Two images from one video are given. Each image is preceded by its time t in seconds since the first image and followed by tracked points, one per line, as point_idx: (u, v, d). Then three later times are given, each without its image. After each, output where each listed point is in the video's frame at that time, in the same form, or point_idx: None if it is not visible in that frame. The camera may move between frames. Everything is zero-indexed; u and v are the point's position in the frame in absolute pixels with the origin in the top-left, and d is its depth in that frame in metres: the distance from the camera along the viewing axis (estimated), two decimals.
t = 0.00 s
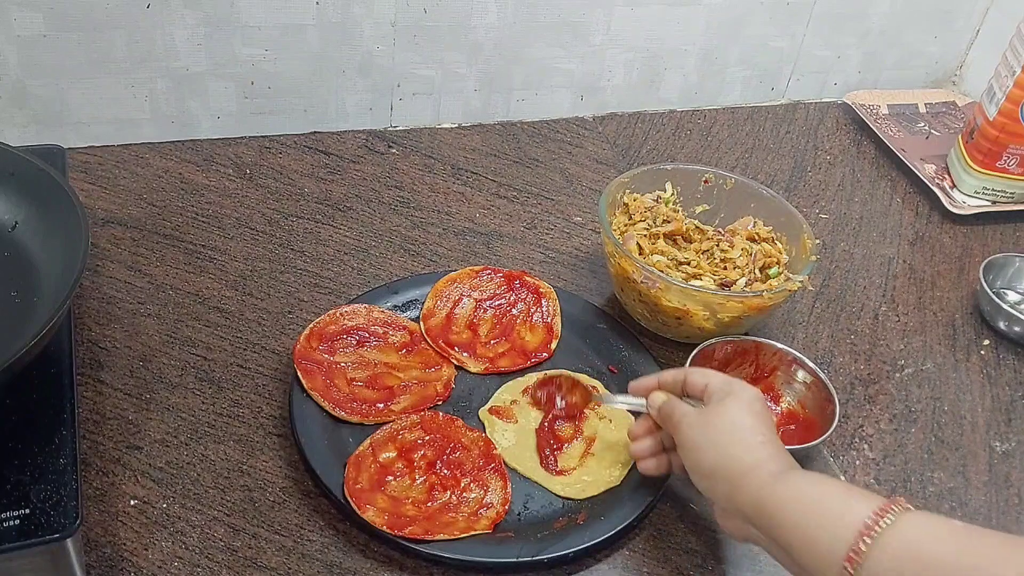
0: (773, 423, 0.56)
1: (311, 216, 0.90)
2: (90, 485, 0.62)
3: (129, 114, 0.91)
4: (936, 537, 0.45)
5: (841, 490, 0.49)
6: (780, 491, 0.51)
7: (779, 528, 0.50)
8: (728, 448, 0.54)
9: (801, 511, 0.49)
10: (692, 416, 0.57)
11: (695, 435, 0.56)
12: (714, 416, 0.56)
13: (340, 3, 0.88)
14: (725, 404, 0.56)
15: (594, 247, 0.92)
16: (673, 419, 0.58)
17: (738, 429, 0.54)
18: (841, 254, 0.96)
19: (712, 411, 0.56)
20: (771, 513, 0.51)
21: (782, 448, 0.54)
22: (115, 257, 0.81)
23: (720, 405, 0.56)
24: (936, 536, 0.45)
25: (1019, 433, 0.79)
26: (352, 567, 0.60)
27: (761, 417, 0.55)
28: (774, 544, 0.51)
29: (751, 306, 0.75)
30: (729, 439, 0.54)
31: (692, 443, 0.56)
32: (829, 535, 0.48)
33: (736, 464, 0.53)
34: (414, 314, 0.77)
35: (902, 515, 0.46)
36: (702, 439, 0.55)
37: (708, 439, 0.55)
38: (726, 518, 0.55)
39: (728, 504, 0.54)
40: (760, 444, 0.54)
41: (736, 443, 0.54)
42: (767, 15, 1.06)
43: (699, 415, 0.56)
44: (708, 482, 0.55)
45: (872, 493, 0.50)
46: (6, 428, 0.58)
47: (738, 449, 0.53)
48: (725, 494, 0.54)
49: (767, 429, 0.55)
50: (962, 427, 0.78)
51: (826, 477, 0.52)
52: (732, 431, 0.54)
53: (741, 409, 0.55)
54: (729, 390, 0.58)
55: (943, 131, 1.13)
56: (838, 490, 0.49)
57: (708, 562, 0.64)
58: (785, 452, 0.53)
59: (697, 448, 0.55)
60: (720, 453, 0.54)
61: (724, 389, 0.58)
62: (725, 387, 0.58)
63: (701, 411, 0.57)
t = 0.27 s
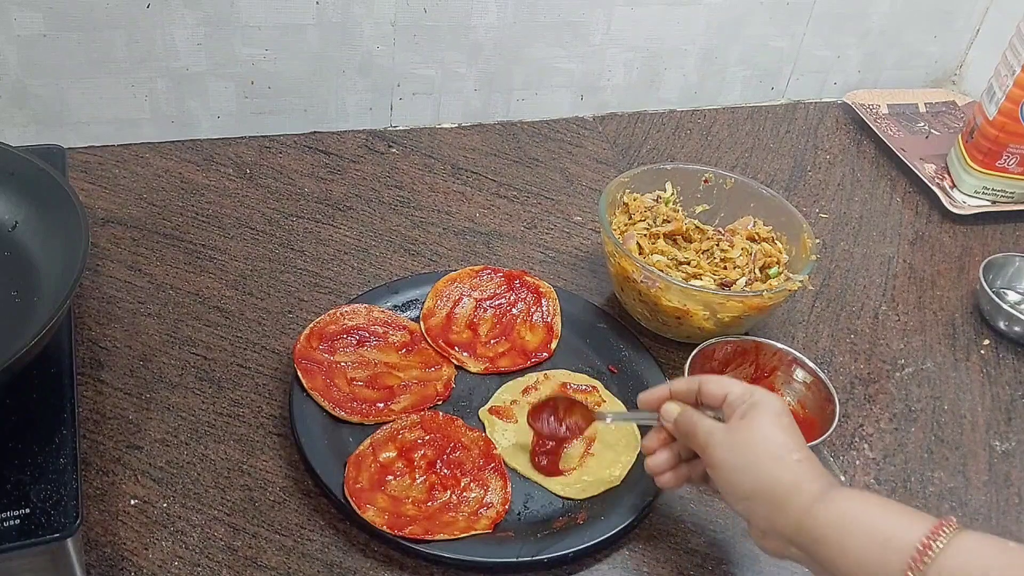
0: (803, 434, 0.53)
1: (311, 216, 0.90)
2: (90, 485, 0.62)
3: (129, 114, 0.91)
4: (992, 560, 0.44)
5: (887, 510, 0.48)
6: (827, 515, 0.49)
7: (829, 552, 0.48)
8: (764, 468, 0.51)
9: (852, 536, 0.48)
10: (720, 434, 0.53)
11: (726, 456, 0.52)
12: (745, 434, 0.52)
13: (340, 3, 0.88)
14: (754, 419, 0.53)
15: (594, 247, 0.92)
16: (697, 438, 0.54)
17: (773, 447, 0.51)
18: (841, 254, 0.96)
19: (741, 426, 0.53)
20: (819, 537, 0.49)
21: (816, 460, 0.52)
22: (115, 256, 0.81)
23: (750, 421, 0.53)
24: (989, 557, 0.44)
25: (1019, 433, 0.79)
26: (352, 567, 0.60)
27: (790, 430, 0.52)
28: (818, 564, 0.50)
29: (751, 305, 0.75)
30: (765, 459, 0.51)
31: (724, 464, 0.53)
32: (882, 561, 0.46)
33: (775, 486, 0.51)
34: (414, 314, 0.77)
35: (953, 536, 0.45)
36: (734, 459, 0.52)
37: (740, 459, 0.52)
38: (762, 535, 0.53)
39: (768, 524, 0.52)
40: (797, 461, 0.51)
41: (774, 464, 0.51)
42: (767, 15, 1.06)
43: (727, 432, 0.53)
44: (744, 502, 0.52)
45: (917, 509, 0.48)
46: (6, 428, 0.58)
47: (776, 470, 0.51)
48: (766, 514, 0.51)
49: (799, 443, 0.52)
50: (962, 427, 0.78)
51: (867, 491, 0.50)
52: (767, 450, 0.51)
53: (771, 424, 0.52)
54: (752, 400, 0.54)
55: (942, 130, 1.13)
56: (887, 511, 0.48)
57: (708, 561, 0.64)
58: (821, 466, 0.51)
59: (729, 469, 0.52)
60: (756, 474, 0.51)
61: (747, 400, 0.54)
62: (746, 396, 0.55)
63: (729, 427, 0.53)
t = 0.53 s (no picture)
0: (811, 436, 0.53)
1: (311, 216, 0.90)
2: (90, 485, 0.62)
3: (129, 114, 0.91)
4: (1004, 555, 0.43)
5: (898, 507, 0.48)
6: (838, 513, 0.48)
7: (843, 551, 0.48)
8: (775, 469, 0.51)
9: (864, 534, 0.47)
10: (730, 440, 0.53)
11: (735, 458, 0.52)
12: (752, 438, 0.52)
13: (340, 3, 0.88)
14: (762, 423, 0.53)
15: (594, 247, 0.92)
16: (705, 445, 0.55)
17: (780, 450, 0.51)
18: (841, 254, 0.96)
19: (749, 431, 0.53)
20: (831, 536, 0.48)
21: (826, 460, 0.52)
22: (115, 257, 0.81)
23: (757, 427, 0.53)
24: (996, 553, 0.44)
25: (1019, 433, 0.79)
26: (352, 567, 0.60)
27: (798, 434, 0.53)
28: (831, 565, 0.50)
29: (752, 305, 0.75)
30: (774, 460, 0.51)
31: (734, 467, 0.52)
32: (894, 558, 0.46)
33: (786, 485, 0.50)
34: (414, 314, 0.77)
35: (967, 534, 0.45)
36: (743, 461, 0.52)
37: (749, 461, 0.52)
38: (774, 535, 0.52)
39: (778, 525, 0.51)
40: (806, 462, 0.51)
41: (782, 465, 0.51)
42: (767, 15, 1.06)
43: (735, 436, 0.53)
44: (753, 504, 0.52)
45: (930, 509, 0.48)
46: (6, 428, 0.58)
47: (785, 470, 0.51)
48: (776, 514, 0.51)
49: (808, 444, 0.52)
50: (962, 427, 0.78)
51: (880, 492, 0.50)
52: (775, 451, 0.51)
53: (778, 428, 0.52)
54: (759, 406, 0.54)
55: (943, 131, 1.13)
56: (898, 508, 0.48)
57: (708, 562, 0.64)
58: (831, 466, 0.51)
59: (738, 471, 0.52)
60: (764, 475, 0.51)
61: (751, 408, 0.54)
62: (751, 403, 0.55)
63: (736, 434, 0.53)
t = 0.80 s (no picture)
0: (834, 441, 0.53)
1: (311, 216, 0.90)
2: (90, 485, 0.62)
3: (129, 114, 0.91)
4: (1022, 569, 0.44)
5: (919, 520, 0.48)
6: (856, 525, 0.49)
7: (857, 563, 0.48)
8: (796, 478, 0.51)
9: (884, 547, 0.48)
10: (749, 442, 0.53)
11: (754, 463, 0.53)
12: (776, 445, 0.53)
13: (340, 3, 0.88)
14: (785, 425, 0.53)
15: (594, 247, 0.92)
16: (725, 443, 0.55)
17: (805, 457, 0.52)
18: (841, 254, 0.96)
19: (772, 433, 0.53)
20: (847, 547, 0.49)
21: (848, 471, 0.52)
22: (116, 256, 0.81)
23: (780, 429, 0.53)
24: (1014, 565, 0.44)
25: (1018, 433, 0.79)
26: (352, 567, 0.60)
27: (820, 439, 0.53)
28: None
29: (751, 305, 0.75)
30: (796, 468, 0.52)
31: (754, 473, 0.53)
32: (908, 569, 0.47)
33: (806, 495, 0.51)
34: (414, 314, 0.77)
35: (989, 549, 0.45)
36: (762, 467, 0.52)
37: (770, 468, 0.52)
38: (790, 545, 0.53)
39: (795, 534, 0.52)
40: (827, 472, 0.51)
41: (804, 472, 0.51)
42: (767, 15, 1.06)
43: (755, 438, 0.53)
44: (770, 511, 0.53)
45: (953, 522, 0.48)
46: (6, 428, 0.58)
47: (805, 477, 0.51)
48: (794, 524, 0.51)
49: (831, 453, 0.52)
50: (961, 427, 0.78)
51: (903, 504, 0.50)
52: (798, 458, 0.52)
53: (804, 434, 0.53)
54: (785, 405, 0.55)
55: (943, 131, 1.13)
56: (920, 521, 0.48)
57: (708, 561, 0.64)
58: (852, 478, 0.52)
59: (758, 476, 0.53)
60: (784, 483, 0.52)
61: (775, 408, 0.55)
62: (779, 401, 0.55)
63: (758, 433, 0.54)
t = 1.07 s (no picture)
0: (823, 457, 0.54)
1: (311, 216, 0.90)
2: (90, 485, 0.62)
3: (129, 114, 0.91)
4: None
5: (895, 536, 0.49)
6: (832, 540, 0.50)
7: None
8: (782, 495, 0.53)
9: (859, 557, 0.49)
10: (738, 454, 0.55)
11: (742, 474, 0.54)
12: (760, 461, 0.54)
13: (340, 3, 0.88)
14: (773, 439, 0.55)
15: (594, 247, 0.92)
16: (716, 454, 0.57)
17: (790, 471, 0.53)
18: (841, 254, 0.96)
19: (760, 446, 0.55)
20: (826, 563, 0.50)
21: (833, 487, 0.54)
22: (115, 256, 0.81)
23: (767, 444, 0.55)
24: None
25: (1019, 433, 0.79)
26: (352, 567, 0.60)
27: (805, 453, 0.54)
28: None
29: (752, 305, 0.75)
30: (781, 484, 0.53)
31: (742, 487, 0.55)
32: None
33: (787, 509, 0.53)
34: (414, 314, 0.77)
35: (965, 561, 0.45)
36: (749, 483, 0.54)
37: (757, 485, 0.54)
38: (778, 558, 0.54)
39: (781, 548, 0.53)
40: (810, 488, 0.53)
41: (789, 488, 0.53)
42: (767, 15, 1.06)
43: (745, 451, 0.55)
44: (758, 525, 0.54)
45: (931, 537, 0.49)
46: (6, 428, 0.58)
47: (788, 491, 0.53)
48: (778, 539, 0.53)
49: (817, 469, 0.54)
50: (962, 427, 0.78)
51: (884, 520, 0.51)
52: (782, 473, 0.53)
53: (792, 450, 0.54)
54: (778, 418, 0.56)
55: (943, 130, 1.13)
56: (896, 535, 0.49)
57: (708, 561, 0.64)
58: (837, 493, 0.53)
59: (745, 488, 0.54)
60: (769, 496, 0.53)
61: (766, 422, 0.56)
62: (773, 414, 0.57)
63: (748, 447, 0.55)
